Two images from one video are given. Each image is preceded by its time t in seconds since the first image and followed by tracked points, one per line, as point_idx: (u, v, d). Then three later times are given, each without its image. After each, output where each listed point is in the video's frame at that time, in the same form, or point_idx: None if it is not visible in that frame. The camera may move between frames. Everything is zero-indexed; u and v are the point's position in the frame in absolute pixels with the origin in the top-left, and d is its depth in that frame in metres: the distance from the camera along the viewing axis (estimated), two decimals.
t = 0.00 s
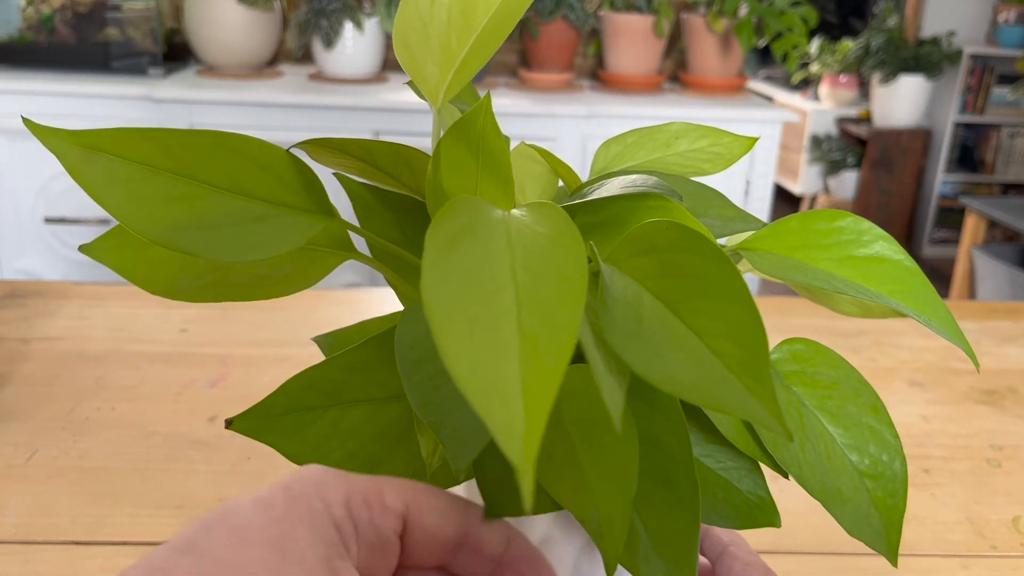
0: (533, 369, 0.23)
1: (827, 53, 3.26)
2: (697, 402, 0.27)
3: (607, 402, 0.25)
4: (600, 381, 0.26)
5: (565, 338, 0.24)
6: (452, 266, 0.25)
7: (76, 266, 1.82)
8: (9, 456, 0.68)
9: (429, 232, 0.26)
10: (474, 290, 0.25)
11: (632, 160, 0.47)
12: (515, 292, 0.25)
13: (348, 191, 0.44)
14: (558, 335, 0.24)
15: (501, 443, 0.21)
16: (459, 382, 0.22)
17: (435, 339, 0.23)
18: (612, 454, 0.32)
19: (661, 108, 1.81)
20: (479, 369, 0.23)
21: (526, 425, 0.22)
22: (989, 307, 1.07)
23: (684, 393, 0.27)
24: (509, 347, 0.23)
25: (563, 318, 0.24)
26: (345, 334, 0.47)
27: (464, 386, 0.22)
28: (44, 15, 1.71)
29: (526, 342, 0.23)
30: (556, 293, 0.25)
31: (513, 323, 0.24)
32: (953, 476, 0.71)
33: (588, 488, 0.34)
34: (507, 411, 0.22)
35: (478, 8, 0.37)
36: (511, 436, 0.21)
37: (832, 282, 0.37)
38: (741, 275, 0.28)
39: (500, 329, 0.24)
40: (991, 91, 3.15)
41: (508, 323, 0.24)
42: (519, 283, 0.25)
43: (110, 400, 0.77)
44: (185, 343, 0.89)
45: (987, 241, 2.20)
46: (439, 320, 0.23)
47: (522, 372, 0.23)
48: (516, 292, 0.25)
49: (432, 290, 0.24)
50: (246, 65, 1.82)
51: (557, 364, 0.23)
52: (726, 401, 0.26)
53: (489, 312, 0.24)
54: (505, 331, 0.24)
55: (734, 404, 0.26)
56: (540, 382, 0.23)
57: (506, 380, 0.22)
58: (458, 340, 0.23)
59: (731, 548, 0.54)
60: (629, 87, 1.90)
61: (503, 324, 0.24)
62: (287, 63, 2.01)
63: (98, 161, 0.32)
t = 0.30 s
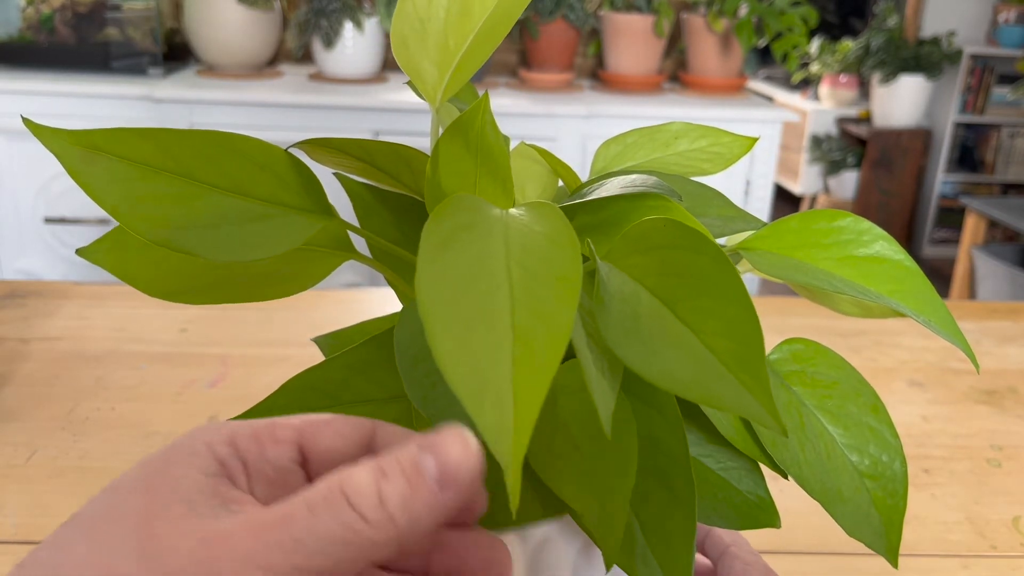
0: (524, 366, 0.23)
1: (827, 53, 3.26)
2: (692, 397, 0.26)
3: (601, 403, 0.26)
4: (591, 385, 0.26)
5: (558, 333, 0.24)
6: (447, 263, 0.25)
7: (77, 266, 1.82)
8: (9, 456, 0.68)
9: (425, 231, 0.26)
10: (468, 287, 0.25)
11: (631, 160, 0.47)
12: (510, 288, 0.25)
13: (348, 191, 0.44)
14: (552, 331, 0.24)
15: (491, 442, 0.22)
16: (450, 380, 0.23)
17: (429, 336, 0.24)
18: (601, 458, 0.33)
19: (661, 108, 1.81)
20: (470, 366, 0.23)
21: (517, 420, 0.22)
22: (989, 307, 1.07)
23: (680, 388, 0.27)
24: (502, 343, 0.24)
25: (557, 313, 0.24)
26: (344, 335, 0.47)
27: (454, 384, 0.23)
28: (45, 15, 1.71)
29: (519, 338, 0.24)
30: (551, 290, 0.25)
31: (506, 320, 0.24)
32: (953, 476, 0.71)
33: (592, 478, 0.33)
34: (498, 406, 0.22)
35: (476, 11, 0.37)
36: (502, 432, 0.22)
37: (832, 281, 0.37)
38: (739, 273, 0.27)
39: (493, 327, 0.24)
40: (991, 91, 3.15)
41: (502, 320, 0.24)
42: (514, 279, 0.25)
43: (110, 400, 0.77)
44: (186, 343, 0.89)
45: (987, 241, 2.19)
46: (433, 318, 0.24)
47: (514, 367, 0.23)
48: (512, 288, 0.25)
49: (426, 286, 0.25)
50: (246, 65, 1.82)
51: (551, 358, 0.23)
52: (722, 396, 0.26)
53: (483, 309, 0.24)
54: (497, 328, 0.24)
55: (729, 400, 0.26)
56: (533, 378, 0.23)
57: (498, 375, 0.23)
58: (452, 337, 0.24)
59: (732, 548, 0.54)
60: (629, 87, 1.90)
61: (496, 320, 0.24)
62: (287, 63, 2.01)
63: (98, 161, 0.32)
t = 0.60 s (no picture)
0: (524, 367, 0.24)
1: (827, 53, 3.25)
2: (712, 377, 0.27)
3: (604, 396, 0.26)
4: (594, 384, 0.26)
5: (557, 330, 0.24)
6: (447, 266, 0.26)
7: (77, 266, 1.81)
8: (9, 456, 0.68)
9: (425, 232, 0.27)
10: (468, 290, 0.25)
11: (631, 160, 0.47)
12: (510, 289, 0.25)
13: (347, 190, 0.44)
14: (552, 328, 0.24)
15: (493, 439, 0.23)
16: (453, 382, 0.24)
17: (431, 340, 0.24)
18: (646, 436, 0.34)
19: (661, 108, 1.81)
20: (471, 369, 0.24)
21: (518, 419, 0.23)
22: (990, 307, 1.07)
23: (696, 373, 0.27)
24: (504, 344, 0.24)
25: (556, 310, 0.24)
26: (342, 335, 0.47)
27: (458, 386, 0.24)
28: (45, 15, 1.71)
29: (520, 338, 0.24)
30: (550, 287, 0.25)
31: (506, 322, 0.25)
32: (953, 476, 0.71)
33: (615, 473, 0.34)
34: (500, 406, 0.23)
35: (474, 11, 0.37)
36: (505, 431, 0.23)
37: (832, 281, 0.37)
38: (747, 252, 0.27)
39: (493, 328, 0.24)
40: (991, 91, 3.15)
41: (503, 321, 0.25)
42: (513, 280, 0.25)
43: (110, 400, 0.77)
44: (186, 343, 0.89)
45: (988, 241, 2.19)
46: (434, 323, 0.24)
47: (516, 366, 0.24)
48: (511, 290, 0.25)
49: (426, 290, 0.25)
50: (246, 65, 1.82)
51: (551, 354, 0.23)
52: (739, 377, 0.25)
53: (483, 311, 0.25)
54: (499, 330, 0.24)
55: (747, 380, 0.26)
56: (535, 376, 0.23)
57: (500, 377, 0.24)
58: (453, 342, 0.24)
59: (730, 548, 0.54)
60: (629, 87, 1.90)
61: (497, 321, 0.25)
62: (288, 63, 2.01)
63: (95, 161, 0.32)
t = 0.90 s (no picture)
0: (517, 364, 0.24)
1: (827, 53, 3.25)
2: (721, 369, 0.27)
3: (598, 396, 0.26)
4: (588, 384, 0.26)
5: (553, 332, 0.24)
6: (444, 262, 0.26)
7: (76, 266, 1.81)
8: (9, 456, 0.68)
9: (423, 227, 0.26)
10: (464, 286, 0.25)
11: (631, 160, 0.47)
12: (505, 289, 0.25)
13: (346, 190, 0.44)
14: (544, 327, 0.24)
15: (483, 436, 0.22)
16: (442, 375, 0.23)
17: (425, 335, 0.24)
18: (631, 444, 0.34)
19: (661, 108, 1.81)
20: (463, 362, 0.24)
21: (508, 417, 0.23)
22: (990, 307, 1.07)
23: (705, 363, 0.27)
24: (497, 344, 0.24)
25: (550, 311, 0.24)
26: (341, 335, 0.47)
27: (447, 379, 0.23)
28: (44, 15, 1.71)
29: (512, 336, 0.24)
30: (547, 289, 0.25)
31: (500, 322, 0.24)
32: (953, 477, 0.71)
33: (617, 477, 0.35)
34: (490, 402, 0.23)
35: (472, 12, 0.37)
36: (493, 429, 0.23)
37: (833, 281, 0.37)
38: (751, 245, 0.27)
39: (488, 327, 0.24)
40: (991, 91, 3.15)
41: (495, 320, 0.24)
42: (508, 280, 0.25)
43: (111, 400, 0.77)
44: (185, 343, 0.89)
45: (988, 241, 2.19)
46: (427, 315, 0.24)
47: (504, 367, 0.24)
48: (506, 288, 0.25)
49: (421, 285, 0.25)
50: (246, 65, 1.82)
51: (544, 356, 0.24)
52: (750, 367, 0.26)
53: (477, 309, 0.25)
54: (495, 330, 0.24)
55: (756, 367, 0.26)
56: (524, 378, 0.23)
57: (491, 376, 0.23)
58: (445, 334, 0.24)
59: (727, 551, 0.55)
60: (628, 87, 1.90)
61: (491, 316, 0.24)
62: (287, 63, 2.01)
63: (96, 163, 0.32)
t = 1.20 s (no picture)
0: (485, 345, 0.24)
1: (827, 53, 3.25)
2: (690, 408, 0.28)
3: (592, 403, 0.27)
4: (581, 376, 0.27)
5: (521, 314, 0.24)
6: (425, 242, 0.26)
7: (76, 266, 1.81)
8: (9, 457, 0.68)
9: (413, 206, 0.27)
10: (442, 268, 0.26)
11: (631, 160, 0.47)
12: (484, 272, 0.25)
13: (347, 190, 0.44)
14: (519, 313, 0.24)
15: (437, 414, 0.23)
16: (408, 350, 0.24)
17: (395, 308, 0.25)
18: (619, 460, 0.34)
19: (661, 108, 1.81)
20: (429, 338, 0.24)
21: (466, 399, 0.23)
22: (989, 307, 1.07)
23: (678, 400, 0.28)
24: (463, 323, 0.24)
25: (522, 296, 0.25)
26: (340, 335, 0.48)
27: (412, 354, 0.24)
28: (45, 15, 1.71)
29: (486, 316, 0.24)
30: (524, 273, 0.25)
31: (471, 299, 0.25)
32: (953, 477, 0.71)
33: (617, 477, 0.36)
34: (451, 377, 0.23)
35: (472, 11, 0.37)
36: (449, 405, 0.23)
37: (832, 283, 0.37)
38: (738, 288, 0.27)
39: (460, 303, 0.25)
40: (991, 91, 3.15)
41: (469, 299, 0.25)
42: (486, 261, 0.26)
43: (111, 400, 0.77)
44: (185, 343, 0.89)
45: (987, 241, 2.19)
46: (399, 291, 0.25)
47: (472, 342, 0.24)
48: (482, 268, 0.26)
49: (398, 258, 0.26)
50: (246, 65, 1.82)
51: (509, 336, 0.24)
52: (719, 413, 0.27)
53: (449, 285, 0.25)
54: (466, 307, 0.24)
55: (725, 416, 0.27)
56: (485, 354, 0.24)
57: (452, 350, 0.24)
58: (417, 314, 0.25)
59: (723, 552, 0.55)
60: (628, 87, 1.90)
61: (464, 295, 0.25)
62: (287, 63, 2.01)
63: (95, 163, 0.32)
